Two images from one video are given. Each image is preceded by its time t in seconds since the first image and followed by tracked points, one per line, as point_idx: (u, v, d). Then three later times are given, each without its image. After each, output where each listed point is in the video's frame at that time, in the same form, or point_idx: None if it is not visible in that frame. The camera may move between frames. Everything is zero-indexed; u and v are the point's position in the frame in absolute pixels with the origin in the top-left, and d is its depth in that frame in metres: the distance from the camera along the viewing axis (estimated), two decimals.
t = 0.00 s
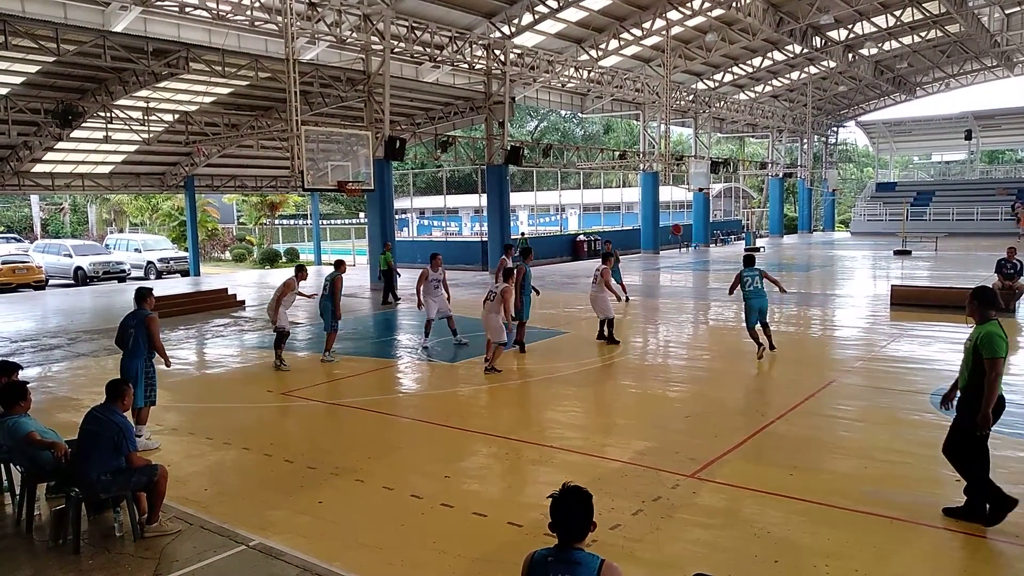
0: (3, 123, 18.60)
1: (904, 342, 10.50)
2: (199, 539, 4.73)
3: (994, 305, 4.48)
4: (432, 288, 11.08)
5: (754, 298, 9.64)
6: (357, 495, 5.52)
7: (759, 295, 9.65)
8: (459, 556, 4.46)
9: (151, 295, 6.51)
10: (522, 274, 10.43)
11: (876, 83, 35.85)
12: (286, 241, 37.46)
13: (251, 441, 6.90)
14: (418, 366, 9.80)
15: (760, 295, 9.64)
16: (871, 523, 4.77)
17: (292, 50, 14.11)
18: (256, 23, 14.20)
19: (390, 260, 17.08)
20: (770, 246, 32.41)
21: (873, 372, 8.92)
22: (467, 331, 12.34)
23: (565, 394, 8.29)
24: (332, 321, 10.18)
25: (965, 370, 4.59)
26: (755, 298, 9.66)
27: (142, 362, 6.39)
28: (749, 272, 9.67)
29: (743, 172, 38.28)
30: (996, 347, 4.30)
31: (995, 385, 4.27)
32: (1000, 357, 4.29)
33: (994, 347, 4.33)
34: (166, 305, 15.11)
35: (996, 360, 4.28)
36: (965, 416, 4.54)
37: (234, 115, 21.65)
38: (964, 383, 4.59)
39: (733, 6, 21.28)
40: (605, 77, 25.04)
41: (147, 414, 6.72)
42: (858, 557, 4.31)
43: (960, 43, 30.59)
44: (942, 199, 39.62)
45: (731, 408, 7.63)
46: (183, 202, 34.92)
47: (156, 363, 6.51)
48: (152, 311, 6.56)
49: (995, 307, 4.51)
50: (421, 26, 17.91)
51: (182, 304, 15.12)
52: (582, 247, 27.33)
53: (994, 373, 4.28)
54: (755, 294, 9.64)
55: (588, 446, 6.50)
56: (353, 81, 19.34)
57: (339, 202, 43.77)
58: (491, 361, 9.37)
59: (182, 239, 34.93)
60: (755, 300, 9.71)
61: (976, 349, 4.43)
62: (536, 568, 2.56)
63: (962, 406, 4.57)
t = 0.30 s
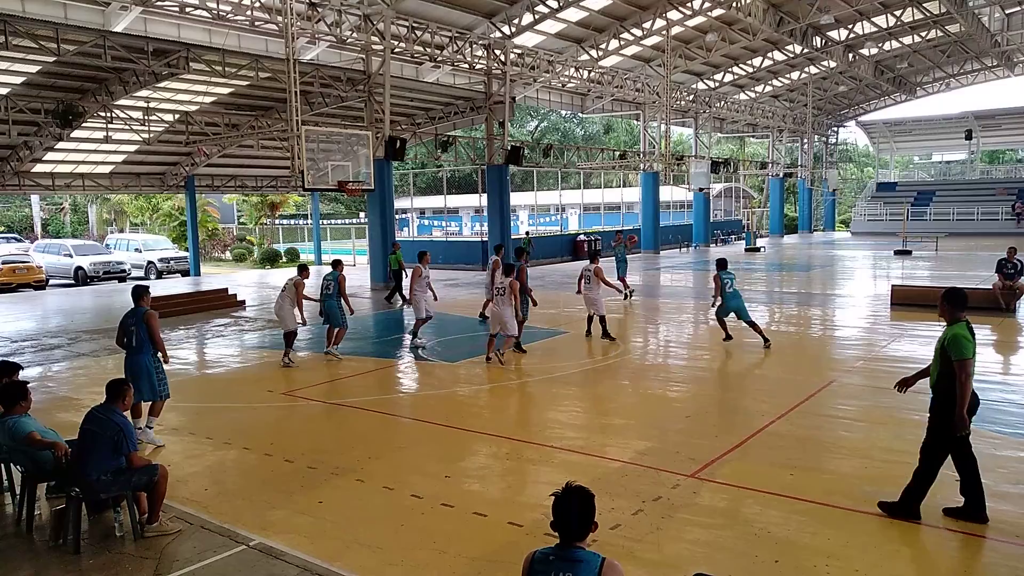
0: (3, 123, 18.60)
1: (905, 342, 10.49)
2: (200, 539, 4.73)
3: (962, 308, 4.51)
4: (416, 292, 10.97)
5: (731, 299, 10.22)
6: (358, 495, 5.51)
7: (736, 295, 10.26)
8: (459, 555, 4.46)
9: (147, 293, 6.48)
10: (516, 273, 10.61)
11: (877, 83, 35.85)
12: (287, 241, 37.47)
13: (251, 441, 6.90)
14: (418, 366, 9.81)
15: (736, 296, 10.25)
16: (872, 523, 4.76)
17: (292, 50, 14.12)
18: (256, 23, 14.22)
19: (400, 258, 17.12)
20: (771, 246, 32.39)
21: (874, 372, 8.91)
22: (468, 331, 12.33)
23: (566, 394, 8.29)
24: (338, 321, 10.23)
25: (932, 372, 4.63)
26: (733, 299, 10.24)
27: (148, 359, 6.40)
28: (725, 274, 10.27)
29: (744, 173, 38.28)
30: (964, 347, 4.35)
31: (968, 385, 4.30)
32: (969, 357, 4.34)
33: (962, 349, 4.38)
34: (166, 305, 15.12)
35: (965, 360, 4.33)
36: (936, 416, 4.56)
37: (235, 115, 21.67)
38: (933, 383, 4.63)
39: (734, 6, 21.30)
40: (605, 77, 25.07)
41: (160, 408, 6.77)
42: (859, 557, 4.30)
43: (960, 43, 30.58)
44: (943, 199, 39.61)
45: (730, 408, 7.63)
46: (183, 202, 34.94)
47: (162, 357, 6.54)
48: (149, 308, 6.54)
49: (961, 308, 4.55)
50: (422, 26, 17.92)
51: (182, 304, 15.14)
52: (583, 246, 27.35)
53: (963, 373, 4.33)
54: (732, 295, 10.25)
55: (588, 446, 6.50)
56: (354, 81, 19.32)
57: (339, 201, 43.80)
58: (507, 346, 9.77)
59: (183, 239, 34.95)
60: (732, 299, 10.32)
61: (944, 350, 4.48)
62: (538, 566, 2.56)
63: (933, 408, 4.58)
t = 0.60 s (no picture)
0: (3, 123, 18.61)
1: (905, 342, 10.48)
2: (200, 539, 4.73)
3: (933, 306, 4.63)
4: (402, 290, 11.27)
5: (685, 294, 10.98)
6: (358, 495, 5.51)
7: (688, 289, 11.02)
8: (459, 556, 4.46)
9: (157, 292, 6.47)
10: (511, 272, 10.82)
11: (877, 83, 35.85)
12: (287, 241, 37.47)
13: (252, 441, 6.90)
14: (418, 366, 9.81)
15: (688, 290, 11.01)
16: (872, 523, 4.76)
17: (292, 50, 14.10)
18: (257, 22, 14.23)
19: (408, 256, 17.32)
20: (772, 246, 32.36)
21: (874, 372, 8.91)
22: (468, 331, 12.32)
23: (566, 394, 8.28)
24: (344, 318, 10.34)
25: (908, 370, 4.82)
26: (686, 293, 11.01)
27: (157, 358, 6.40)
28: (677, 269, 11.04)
29: (744, 173, 38.27)
30: (919, 346, 4.55)
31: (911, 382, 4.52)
32: (923, 356, 4.53)
33: (919, 346, 4.57)
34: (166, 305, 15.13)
35: (917, 359, 4.54)
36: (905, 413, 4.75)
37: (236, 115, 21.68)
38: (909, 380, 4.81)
39: (734, 6, 21.29)
40: (605, 77, 25.08)
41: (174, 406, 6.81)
42: (859, 557, 4.30)
43: (961, 43, 30.57)
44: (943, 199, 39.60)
45: (730, 408, 7.62)
46: (183, 202, 34.96)
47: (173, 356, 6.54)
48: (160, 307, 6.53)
49: (935, 307, 4.67)
50: (422, 26, 17.92)
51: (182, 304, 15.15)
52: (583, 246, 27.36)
53: (914, 371, 4.55)
54: (684, 289, 11.01)
55: (588, 446, 6.49)
56: (354, 81, 19.30)
57: (339, 202, 43.80)
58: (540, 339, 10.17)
59: (183, 239, 34.94)
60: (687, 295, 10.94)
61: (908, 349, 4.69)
62: (538, 567, 2.56)
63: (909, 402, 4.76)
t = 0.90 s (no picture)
0: (5, 124, 18.64)
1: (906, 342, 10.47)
2: (201, 539, 4.73)
3: (924, 304, 4.70)
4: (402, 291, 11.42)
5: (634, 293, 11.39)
6: (359, 496, 5.51)
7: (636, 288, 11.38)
8: (459, 556, 4.46)
9: (190, 294, 6.50)
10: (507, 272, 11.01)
11: (878, 83, 35.83)
12: (288, 241, 37.49)
13: (253, 441, 6.90)
14: (419, 366, 9.82)
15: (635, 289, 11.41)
16: (874, 523, 4.75)
17: (293, 51, 14.10)
18: (258, 23, 14.23)
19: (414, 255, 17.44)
20: (772, 247, 32.36)
21: (875, 371, 8.90)
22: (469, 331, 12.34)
23: (566, 394, 8.28)
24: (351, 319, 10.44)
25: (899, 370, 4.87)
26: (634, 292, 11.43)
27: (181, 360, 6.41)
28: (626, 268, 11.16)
29: (745, 173, 38.26)
30: (900, 342, 4.64)
31: (888, 374, 4.60)
32: (903, 352, 4.61)
33: (903, 341, 4.64)
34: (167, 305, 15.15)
35: (897, 355, 4.62)
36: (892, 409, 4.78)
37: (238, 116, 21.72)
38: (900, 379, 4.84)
39: (735, 6, 21.29)
40: (606, 77, 25.10)
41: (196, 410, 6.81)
42: (860, 557, 4.30)
43: (962, 43, 30.53)
44: (944, 199, 39.57)
45: (731, 408, 7.62)
46: (184, 202, 34.98)
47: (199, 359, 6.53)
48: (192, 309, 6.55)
49: (928, 306, 4.71)
50: (423, 26, 17.90)
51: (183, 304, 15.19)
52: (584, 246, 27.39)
53: (892, 366, 4.63)
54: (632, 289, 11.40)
55: (589, 446, 6.49)
56: (355, 81, 19.29)
57: (340, 202, 43.84)
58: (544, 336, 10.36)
59: (183, 239, 34.96)
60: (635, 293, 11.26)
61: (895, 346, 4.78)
62: (538, 567, 2.56)
63: (901, 402, 4.76)
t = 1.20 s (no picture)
0: (3, 123, 18.57)
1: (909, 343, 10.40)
2: (196, 541, 4.65)
3: (925, 304, 4.62)
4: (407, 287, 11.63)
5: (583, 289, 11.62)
6: (358, 497, 5.44)
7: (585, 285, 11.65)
8: (459, 558, 4.38)
9: (217, 291, 6.45)
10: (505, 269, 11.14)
11: (879, 82, 35.77)
12: (288, 241, 37.41)
13: (250, 442, 6.83)
14: (418, 366, 9.77)
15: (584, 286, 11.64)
16: (878, 525, 4.68)
17: (292, 49, 14.04)
18: (257, 21, 14.16)
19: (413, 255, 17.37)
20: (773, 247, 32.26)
21: (877, 372, 8.84)
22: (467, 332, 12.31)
23: (566, 395, 8.21)
24: (352, 319, 10.40)
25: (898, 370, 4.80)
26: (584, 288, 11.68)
27: (206, 358, 6.43)
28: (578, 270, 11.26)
29: (745, 173, 38.19)
30: (903, 342, 4.56)
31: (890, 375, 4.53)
32: (906, 353, 4.54)
33: (904, 342, 4.57)
34: (165, 305, 15.08)
35: (901, 355, 4.54)
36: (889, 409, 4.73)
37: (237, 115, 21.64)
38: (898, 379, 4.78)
39: (736, 5, 21.22)
40: (607, 77, 25.05)
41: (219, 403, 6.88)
42: (865, 559, 4.23)
43: (963, 42, 30.47)
44: (945, 200, 39.49)
45: (732, 409, 7.56)
46: (182, 202, 34.91)
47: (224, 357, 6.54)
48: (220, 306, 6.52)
49: (930, 306, 4.64)
50: (423, 25, 17.82)
51: (182, 304, 15.13)
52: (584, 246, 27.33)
53: (895, 366, 4.56)
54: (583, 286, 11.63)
55: (590, 447, 6.42)
56: (355, 80, 19.21)
57: (340, 202, 43.79)
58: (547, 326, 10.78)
59: (182, 239, 34.88)
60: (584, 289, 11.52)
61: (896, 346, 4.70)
62: (538, 569, 2.50)
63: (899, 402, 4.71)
